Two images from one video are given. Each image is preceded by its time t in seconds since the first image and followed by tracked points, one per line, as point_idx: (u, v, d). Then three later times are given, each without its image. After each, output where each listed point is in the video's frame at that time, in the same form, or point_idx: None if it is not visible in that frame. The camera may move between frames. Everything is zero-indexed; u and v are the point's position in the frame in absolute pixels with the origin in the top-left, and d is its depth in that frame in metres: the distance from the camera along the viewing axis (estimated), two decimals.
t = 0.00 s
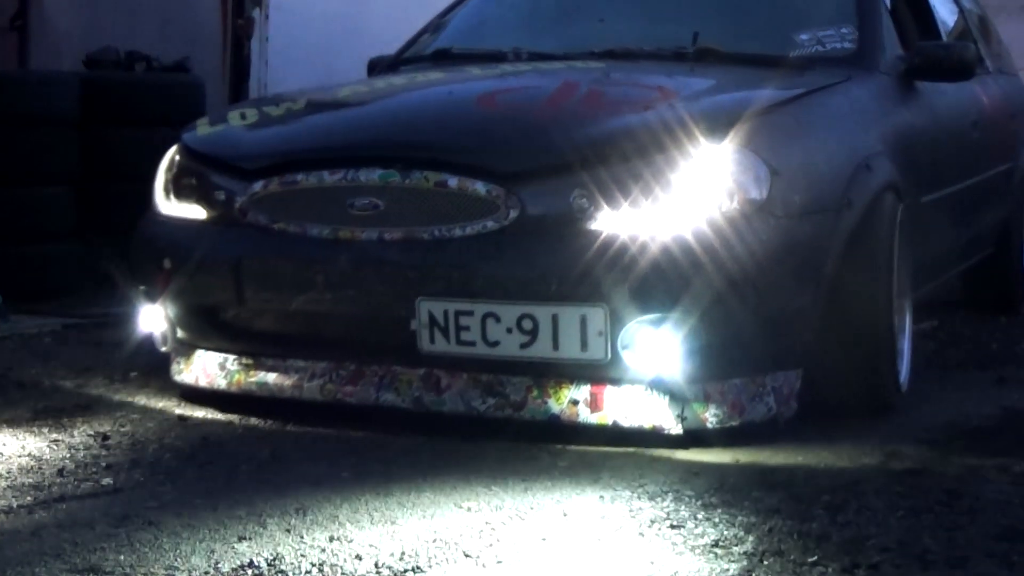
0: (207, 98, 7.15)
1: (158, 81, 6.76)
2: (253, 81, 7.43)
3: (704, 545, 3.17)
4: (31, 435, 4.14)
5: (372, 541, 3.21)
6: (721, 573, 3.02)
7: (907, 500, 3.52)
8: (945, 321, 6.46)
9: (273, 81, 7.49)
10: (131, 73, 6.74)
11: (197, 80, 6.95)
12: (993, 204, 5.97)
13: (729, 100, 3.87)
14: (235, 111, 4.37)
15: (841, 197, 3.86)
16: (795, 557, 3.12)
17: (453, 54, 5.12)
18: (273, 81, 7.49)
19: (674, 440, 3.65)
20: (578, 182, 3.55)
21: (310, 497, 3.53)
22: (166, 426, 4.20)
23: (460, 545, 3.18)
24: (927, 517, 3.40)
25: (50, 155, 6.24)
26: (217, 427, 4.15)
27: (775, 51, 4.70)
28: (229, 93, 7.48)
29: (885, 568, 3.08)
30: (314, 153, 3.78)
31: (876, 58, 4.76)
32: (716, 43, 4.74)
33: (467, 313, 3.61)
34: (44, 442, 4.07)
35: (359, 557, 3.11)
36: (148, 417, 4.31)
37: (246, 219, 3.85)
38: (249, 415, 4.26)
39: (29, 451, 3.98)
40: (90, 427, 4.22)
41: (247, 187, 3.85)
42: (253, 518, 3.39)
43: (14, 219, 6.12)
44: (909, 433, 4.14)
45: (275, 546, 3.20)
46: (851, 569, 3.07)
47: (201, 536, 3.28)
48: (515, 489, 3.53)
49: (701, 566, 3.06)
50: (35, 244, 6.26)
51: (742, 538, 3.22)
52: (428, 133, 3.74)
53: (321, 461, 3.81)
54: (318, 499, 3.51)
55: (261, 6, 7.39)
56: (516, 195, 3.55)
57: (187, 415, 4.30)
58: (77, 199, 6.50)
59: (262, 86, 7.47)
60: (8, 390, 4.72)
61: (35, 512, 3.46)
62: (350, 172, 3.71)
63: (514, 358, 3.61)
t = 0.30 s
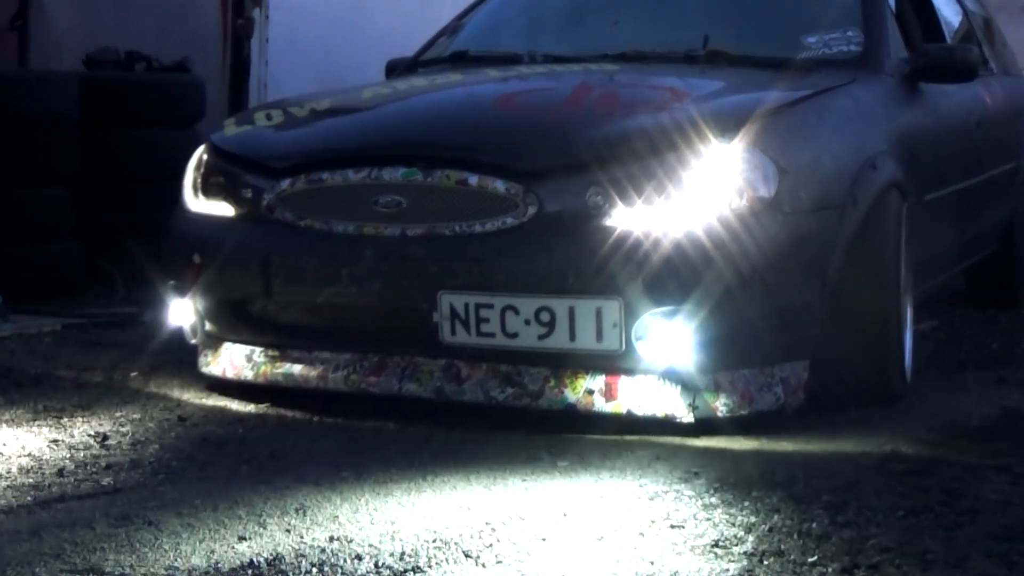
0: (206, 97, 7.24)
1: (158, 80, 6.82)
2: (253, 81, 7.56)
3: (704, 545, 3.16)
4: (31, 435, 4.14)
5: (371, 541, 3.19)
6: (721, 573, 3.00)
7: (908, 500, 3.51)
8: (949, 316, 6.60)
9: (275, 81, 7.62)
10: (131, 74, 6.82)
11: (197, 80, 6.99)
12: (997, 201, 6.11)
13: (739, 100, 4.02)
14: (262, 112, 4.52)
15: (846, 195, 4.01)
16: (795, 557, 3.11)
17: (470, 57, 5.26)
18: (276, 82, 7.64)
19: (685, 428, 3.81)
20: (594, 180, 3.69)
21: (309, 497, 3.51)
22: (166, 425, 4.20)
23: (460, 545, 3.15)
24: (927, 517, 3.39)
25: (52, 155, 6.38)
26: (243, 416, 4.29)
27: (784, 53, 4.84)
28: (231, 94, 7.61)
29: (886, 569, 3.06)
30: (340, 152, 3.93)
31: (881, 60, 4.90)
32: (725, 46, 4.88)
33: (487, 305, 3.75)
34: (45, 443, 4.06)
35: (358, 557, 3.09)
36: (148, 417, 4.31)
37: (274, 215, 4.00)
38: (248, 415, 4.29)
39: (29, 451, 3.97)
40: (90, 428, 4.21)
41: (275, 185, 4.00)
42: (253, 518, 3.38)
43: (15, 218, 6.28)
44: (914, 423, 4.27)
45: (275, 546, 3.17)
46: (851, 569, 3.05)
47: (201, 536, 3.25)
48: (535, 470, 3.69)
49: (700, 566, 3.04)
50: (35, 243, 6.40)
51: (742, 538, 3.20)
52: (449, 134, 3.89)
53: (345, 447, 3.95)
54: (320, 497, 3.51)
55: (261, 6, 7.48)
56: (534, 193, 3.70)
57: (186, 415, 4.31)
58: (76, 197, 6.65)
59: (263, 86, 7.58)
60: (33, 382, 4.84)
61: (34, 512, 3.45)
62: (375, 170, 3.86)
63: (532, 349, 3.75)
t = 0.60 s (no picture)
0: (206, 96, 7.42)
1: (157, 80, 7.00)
2: (255, 80, 7.78)
3: (704, 545, 3.18)
4: (31, 436, 4.12)
5: (370, 541, 3.20)
6: (721, 573, 3.03)
7: (909, 501, 3.56)
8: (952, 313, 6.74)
9: (276, 81, 7.82)
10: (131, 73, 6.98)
11: (197, 80, 7.21)
12: (1000, 200, 6.26)
13: (745, 103, 4.17)
14: (284, 114, 4.68)
15: (847, 194, 4.16)
16: (795, 557, 3.13)
17: (486, 60, 5.41)
18: (278, 81, 7.83)
19: (693, 418, 3.95)
20: (605, 181, 3.83)
21: (309, 497, 3.52)
22: (166, 425, 4.22)
23: (459, 545, 3.16)
24: (926, 517, 3.44)
25: (51, 154, 6.48)
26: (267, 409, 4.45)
27: (790, 56, 4.99)
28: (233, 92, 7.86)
29: (886, 569, 3.09)
30: (360, 153, 4.08)
31: (885, 64, 5.04)
32: (733, 49, 5.03)
33: (502, 300, 3.91)
34: (43, 442, 4.06)
35: (357, 557, 3.09)
36: (148, 417, 4.32)
37: (296, 214, 4.16)
38: (247, 416, 4.31)
39: (29, 451, 3.96)
40: (90, 428, 4.20)
41: (298, 185, 4.15)
42: (252, 517, 3.38)
43: (15, 218, 6.34)
44: (915, 415, 4.42)
45: (272, 546, 3.17)
46: (851, 570, 3.08)
47: (200, 536, 3.25)
48: (555, 455, 3.88)
49: (700, 566, 3.06)
50: (35, 242, 6.49)
51: (742, 538, 3.23)
52: (466, 135, 4.04)
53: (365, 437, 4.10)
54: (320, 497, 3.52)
55: (261, 6, 7.70)
56: (548, 192, 3.84)
57: (186, 415, 4.32)
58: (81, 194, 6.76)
59: (264, 85, 7.80)
60: (54, 377, 4.95)
61: (34, 512, 3.43)
62: (394, 171, 4.01)
63: (546, 342, 3.91)
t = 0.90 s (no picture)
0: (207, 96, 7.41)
1: (159, 80, 7.04)
2: (253, 80, 7.69)
3: (705, 545, 3.31)
4: (31, 435, 4.22)
5: (373, 541, 3.30)
6: (722, 573, 3.15)
7: (910, 500, 3.70)
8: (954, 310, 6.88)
9: (276, 83, 7.74)
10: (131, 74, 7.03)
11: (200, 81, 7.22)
12: (1002, 199, 6.40)
13: (748, 107, 4.32)
14: (303, 116, 4.84)
15: (847, 196, 4.31)
16: (796, 557, 3.26)
17: (498, 63, 5.57)
18: (279, 81, 7.75)
19: (697, 413, 4.09)
20: (612, 184, 3.99)
21: (311, 498, 3.62)
22: (165, 425, 4.33)
23: (460, 545, 3.28)
24: (926, 517, 3.58)
25: (50, 154, 6.57)
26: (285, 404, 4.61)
27: (794, 60, 5.13)
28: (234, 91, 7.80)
29: (887, 569, 3.22)
30: (377, 156, 4.24)
31: (887, 68, 5.18)
32: (739, 53, 5.18)
33: (513, 298, 4.05)
34: (42, 442, 4.15)
35: (360, 556, 3.20)
36: (147, 417, 4.43)
37: (315, 214, 4.32)
38: (247, 415, 4.43)
39: (29, 451, 4.05)
40: (90, 428, 4.31)
41: (316, 187, 4.32)
42: (253, 517, 3.47)
43: (15, 218, 6.46)
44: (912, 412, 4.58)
45: (276, 546, 3.26)
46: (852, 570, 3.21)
47: (202, 536, 3.34)
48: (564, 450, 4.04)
49: (702, 565, 3.19)
50: (40, 242, 6.61)
51: (742, 539, 3.36)
52: (478, 139, 4.19)
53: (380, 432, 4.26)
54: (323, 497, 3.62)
55: (261, 7, 7.59)
56: (557, 195, 4.00)
57: (185, 416, 4.44)
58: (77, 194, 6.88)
59: (264, 85, 7.71)
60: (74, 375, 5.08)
61: (33, 513, 3.50)
62: (409, 173, 4.17)
63: (555, 339, 4.06)
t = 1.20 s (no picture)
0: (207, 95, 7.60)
1: (160, 81, 7.21)
2: (253, 79, 7.88)
3: (705, 545, 3.44)
4: (31, 435, 4.38)
5: (372, 541, 3.45)
6: (722, 573, 3.28)
7: (909, 500, 3.83)
8: (958, 308, 7.02)
9: (274, 82, 7.95)
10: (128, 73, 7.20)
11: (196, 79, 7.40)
12: (1003, 199, 6.53)
13: (748, 110, 4.48)
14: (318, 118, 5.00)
15: (843, 197, 4.46)
16: (794, 557, 3.39)
17: (508, 66, 5.72)
18: (278, 81, 7.97)
19: (697, 406, 4.21)
20: (614, 185, 4.16)
21: (310, 497, 3.78)
22: (165, 425, 4.49)
23: (461, 545, 3.43)
24: (927, 517, 3.71)
25: (50, 154, 6.72)
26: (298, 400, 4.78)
27: (795, 64, 5.28)
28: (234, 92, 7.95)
29: (886, 569, 3.34)
30: (388, 158, 4.40)
31: (886, 72, 5.32)
32: (741, 58, 5.32)
33: (518, 295, 4.22)
34: (42, 442, 4.31)
35: (359, 557, 3.34)
36: (148, 417, 4.59)
37: (329, 213, 4.49)
38: (246, 416, 4.59)
39: (30, 451, 4.21)
40: (89, 428, 4.47)
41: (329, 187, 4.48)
42: (252, 517, 3.62)
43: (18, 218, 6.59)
44: (907, 409, 4.72)
45: (275, 546, 3.41)
46: (851, 569, 3.33)
47: (202, 536, 3.49)
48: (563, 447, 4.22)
49: (702, 565, 3.32)
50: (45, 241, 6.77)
51: (742, 539, 3.50)
52: (485, 142, 4.35)
53: (389, 428, 4.43)
54: (323, 497, 3.78)
55: (261, 7, 7.79)
56: (560, 196, 4.17)
57: (185, 415, 4.60)
58: (77, 194, 7.02)
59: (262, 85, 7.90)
60: (83, 375, 5.25)
61: (34, 513, 3.65)
62: (419, 174, 4.33)
63: (559, 333, 4.22)
